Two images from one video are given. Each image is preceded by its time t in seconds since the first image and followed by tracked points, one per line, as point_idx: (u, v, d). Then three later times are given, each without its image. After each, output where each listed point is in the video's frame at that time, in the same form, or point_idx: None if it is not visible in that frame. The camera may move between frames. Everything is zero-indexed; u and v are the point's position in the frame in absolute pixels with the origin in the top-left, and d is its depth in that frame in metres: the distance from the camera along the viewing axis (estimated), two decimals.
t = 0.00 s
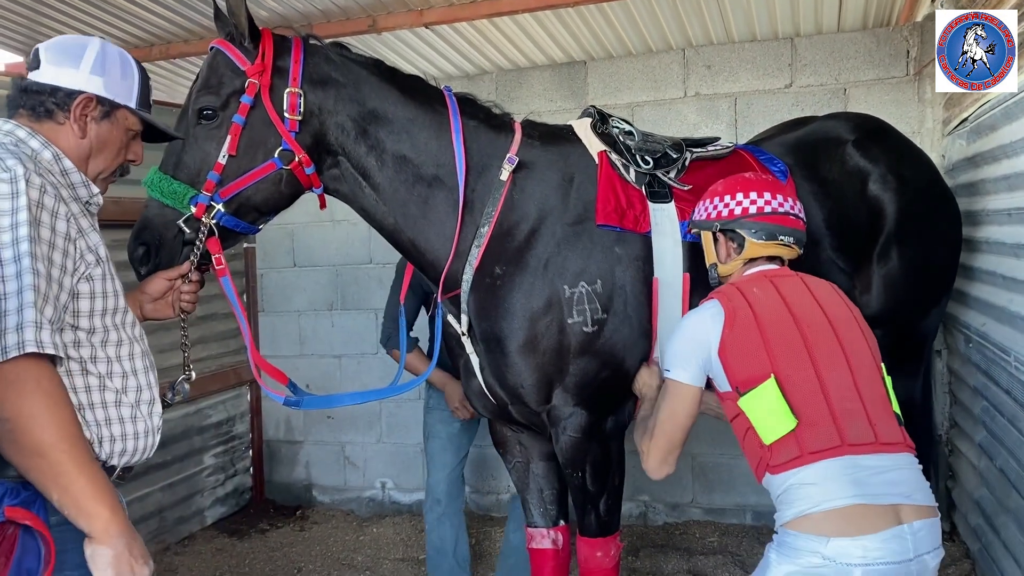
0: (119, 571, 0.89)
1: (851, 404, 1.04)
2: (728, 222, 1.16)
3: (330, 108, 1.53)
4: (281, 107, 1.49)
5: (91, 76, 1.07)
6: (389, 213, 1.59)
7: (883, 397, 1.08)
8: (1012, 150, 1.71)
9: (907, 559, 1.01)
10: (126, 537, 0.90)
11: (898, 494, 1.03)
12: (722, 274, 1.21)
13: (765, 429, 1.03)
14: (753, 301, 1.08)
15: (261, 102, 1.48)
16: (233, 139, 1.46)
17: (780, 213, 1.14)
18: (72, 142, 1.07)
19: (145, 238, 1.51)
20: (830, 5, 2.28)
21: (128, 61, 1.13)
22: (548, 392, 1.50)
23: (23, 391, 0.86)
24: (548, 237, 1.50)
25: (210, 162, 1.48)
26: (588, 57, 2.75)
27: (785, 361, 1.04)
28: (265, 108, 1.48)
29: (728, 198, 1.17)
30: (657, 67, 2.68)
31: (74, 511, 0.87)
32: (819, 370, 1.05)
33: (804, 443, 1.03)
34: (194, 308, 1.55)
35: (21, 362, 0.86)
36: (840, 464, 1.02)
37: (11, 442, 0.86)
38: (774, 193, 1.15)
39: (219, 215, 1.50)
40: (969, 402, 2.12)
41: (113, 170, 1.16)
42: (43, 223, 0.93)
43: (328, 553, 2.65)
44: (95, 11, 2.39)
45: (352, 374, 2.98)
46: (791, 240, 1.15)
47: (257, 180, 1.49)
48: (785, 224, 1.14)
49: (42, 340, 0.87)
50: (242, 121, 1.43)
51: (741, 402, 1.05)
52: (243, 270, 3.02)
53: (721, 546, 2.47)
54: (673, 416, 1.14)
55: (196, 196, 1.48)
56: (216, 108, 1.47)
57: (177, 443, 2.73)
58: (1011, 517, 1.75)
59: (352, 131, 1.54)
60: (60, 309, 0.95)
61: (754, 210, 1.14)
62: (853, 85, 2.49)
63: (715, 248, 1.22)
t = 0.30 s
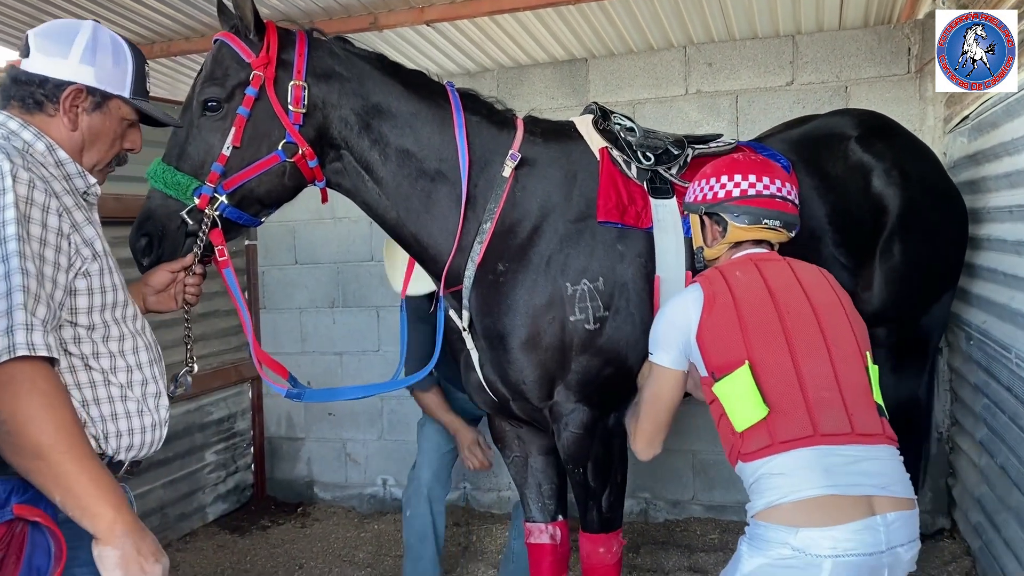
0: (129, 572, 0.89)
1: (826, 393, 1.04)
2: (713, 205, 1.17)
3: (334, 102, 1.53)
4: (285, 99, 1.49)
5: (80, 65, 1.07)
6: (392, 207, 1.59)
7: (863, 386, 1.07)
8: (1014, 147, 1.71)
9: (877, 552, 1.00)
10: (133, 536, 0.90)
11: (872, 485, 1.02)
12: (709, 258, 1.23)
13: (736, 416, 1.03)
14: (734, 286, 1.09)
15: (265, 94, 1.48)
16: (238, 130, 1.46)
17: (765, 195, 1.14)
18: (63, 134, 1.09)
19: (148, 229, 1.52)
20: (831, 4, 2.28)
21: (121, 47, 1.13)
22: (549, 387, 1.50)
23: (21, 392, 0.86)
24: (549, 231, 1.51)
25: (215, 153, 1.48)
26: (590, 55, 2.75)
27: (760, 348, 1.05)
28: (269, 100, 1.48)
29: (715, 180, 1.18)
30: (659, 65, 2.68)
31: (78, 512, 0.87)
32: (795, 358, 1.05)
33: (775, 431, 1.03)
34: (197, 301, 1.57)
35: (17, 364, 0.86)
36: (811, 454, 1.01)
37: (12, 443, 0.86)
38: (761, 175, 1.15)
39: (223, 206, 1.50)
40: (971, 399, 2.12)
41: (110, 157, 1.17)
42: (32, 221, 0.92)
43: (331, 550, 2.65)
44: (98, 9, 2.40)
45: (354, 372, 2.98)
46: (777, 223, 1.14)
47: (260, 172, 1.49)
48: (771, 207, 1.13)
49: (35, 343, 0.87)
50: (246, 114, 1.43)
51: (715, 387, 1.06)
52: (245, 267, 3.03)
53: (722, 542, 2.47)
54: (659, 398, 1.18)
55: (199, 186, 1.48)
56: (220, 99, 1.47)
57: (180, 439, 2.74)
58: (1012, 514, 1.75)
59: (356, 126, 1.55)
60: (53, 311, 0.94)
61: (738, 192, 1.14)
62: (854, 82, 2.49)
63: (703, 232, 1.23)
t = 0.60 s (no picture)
0: None
1: (821, 383, 1.05)
2: (713, 209, 1.17)
3: (331, 106, 1.53)
4: (283, 104, 1.49)
5: (62, 66, 1.07)
6: (388, 211, 1.59)
7: (856, 379, 1.08)
8: (1014, 149, 1.71)
9: (877, 540, 1.01)
10: (101, 542, 0.87)
11: (870, 473, 1.03)
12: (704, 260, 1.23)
13: (732, 403, 1.03)
14: (731, 279, 1.09)
15: (263, 99, 1.48)
16: (236, 135, 1.46)
17: (764, 202, 1.14)
18: (48, 135, 1.09)
19: (147, 234, 1.52)
20: (831, 4, 2.28)
21: (102, 46, 1.14)
22: (544, 386, 1.50)
23: None
24: (546, 232, 1.51)
25: (213, 158, 1.48)
26: (590, 55, 2.75)
27: (756, 337, 1.05)
28: (267, 105, 1.49)
29: (716, 185, 1.18)
30: (659, 64, 2.68)
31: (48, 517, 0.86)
32: (791, 348, 1.05)
33: (771, 417, 1.03)
34: (196, 305, 1.56)
35: None
36: (809, 442, 1.02)
37: None
38: (761, 183, 1.15)
39: (221, 211, 1.50)
40: (969, 399, 2.12)
41: (97, 157, 1.18)
42: (8, 221, 0.92)
43: (331, 549, 2.65)
44: (97, 9, 2.39)
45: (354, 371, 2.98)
46: (773, 231, 1.15)
47: (259, 176, 1.50)
48: (768, 215, 1.14)
49: (6, 342, 0.87)
50: (245, 119, 1.43)
51: (711, 376, 1.05)
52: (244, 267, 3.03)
53: (721, 542, 2.47)
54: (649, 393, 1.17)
55: (198, 191, 1.48)
56: (218, 105, 1.47)
57: (179, 438, 2.73)
58: (1011, 514, 1.75)
59: (352, 130, 1.55)
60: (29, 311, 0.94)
61: (737, 198, 1.14)
62: (855, 83, 2.49)
63: (701, 235, 1.23)
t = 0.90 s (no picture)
0: None
1: (823, 385, 1.05)
2: (718, 223, 1.17)
3: (328, 108, 1.53)
4: (279, 107, 1.49)
5: (52, 71, 1.09)
6: (387, 212, 1.59)
7: (856, 382, 1.09)
8: (1014, 149, 1.71)
9: (882, 541, 1.01)
10: (66, 547, 0.90)
11: (873, 475, 1.03)
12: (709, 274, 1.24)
13: (734, 404, 1.03)
14: (732, 285, 1.10)
15: (259, 103, 1.48)
16: (233, 139, 1.46)
17: (768, 217, 1.14)
18: (38, 140, 1.11)
19: (146, 240, 1.51)
20: (831, 3, 2.28)
21: (93, 52, 1.15)
22: (544, 386, 1.50)
23: None
24: (545, 233, 1.51)
25: (210, 163, 1.48)
26: (590, 54, 2.75)
27: (759, 339, 1.05)
28: (262, 109, 1.48)
29: (721, 202, 1.17)
30: (659, 64, 2.68)
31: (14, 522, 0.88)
32: (793, 350, 1.06)
33: (773, 418, 1.03)
34: (194, 309, 1.58)
35: None
36: (813, 442, 1.02)
37: None
38: (764, 199, 1.15)
39: (219, 216, 1.51)
40: (969, 399, 2.13)
41: (88, 162, 1.19)
42: None
43: (331, 548, 2.65)
44: (97, 8, 2.39)
45: (354, 371, 2.98)
46: (778, 246, 1.15)
47: (257, 180, 1.50)
48: (773, 229, 1.14)
49: None
50: (242, 122, 1.44)
51: (713, 377, 1.05)
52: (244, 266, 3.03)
53: (720, 542, 2.48)
54: (649, 395, 1.17)
55: (196, 197, 1.48)
56: (214, 111, 1.47)
57: (179, 437, 2.73)
58: (1010, 513, 1.75)
59: (349, 131, 1.55)
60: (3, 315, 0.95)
61: (743, 212, 1.14)
62: (855, 82, 2.49)
63: (705, 250, 1.24)
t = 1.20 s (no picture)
0: None
1: (827, 385, 1.05)
2: (719, 213, 1.17)
3: (329, 108, 1.53)
4: (278, 108, 1.49)
5: (34, 70, 1.09)
6: (388, 212, 1.59)
7: (859, 381, 1.09)
8: (1014, 149, 1.71)
9: (891, 543, 1.02)
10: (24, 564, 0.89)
11: (881, 476, 1.04)
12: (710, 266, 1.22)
13: (738, 403, 1.03)
14: (735, 282, 1.09)
15: (257, 103, 1.48)
16: (230, 141, 1.46)
17: (769, 207, 1.14)
18: (22, 141, 1.11)
19: (145, 241, 1.52)
20: (831, 4, 2.28)
21: (73, 48, 1.15)
22: (545, 387, 1.50)
23: None
24: (547, 234, 1.51)
25: (209, 164, 1.48)
26: (591, 54, 2.75)
27: (763, 339, 1.05)
28: (261, 109, 1.48)
29: (722, 191, 1.18)
30: (659, 64, 2.68)
31: None
32: (798, 350, 1.06)
33: (779, 419, 1.03)
34: (193, 309, 1.57)
35: None
36: (821, 444, 1.02)
37: None
38: (765, 188, 1.15)
39: (217, 217, 1.50)
40: (968, 400, 2.13)
41: (75, 159, 1.20)
42: None
43: (331, 548, 2.65)
44: (98, 7, 2.38)
45: (354, 371, 2.98)
46: (779, 236, 1.14)
47: (256, 181, 1.50)
48: (774, 219, 1.14)
49: None
50: (239, 124, 1.44)
51: (716, 376, 1.05)
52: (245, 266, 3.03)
53: (720, 542, 2.48)
54: (646, 389, 1.17)
55: (194, 198, 1.48)
56: (212, 112, 1.47)
57: (179, 437, 2.73)
58: (1010, 514, 1.75)
59: (350, 131, 1.55)
60: None
61: (744, 202, 1.14)
62: (855, 83, 2.49)
63: (705, 241, 1.23)
